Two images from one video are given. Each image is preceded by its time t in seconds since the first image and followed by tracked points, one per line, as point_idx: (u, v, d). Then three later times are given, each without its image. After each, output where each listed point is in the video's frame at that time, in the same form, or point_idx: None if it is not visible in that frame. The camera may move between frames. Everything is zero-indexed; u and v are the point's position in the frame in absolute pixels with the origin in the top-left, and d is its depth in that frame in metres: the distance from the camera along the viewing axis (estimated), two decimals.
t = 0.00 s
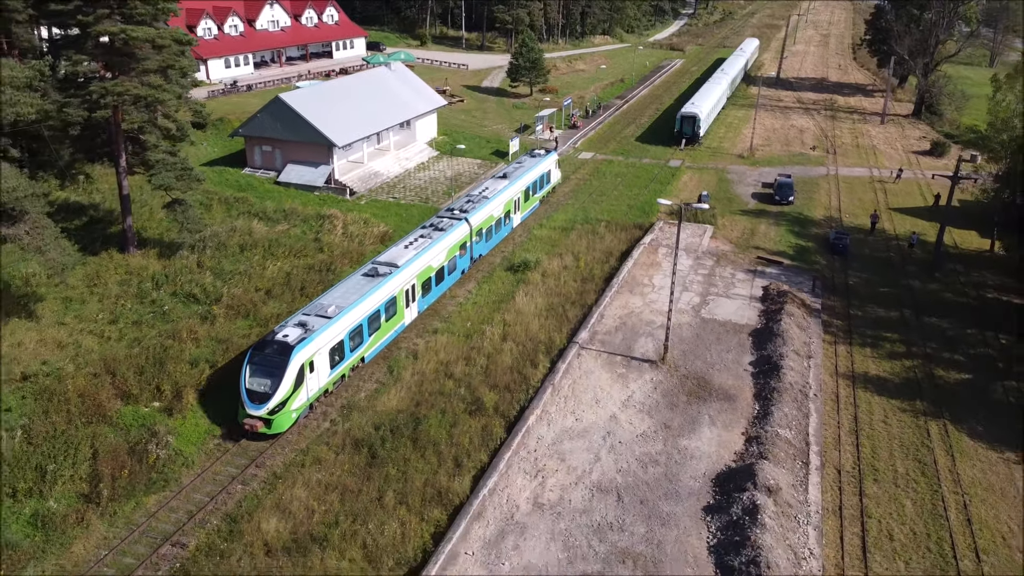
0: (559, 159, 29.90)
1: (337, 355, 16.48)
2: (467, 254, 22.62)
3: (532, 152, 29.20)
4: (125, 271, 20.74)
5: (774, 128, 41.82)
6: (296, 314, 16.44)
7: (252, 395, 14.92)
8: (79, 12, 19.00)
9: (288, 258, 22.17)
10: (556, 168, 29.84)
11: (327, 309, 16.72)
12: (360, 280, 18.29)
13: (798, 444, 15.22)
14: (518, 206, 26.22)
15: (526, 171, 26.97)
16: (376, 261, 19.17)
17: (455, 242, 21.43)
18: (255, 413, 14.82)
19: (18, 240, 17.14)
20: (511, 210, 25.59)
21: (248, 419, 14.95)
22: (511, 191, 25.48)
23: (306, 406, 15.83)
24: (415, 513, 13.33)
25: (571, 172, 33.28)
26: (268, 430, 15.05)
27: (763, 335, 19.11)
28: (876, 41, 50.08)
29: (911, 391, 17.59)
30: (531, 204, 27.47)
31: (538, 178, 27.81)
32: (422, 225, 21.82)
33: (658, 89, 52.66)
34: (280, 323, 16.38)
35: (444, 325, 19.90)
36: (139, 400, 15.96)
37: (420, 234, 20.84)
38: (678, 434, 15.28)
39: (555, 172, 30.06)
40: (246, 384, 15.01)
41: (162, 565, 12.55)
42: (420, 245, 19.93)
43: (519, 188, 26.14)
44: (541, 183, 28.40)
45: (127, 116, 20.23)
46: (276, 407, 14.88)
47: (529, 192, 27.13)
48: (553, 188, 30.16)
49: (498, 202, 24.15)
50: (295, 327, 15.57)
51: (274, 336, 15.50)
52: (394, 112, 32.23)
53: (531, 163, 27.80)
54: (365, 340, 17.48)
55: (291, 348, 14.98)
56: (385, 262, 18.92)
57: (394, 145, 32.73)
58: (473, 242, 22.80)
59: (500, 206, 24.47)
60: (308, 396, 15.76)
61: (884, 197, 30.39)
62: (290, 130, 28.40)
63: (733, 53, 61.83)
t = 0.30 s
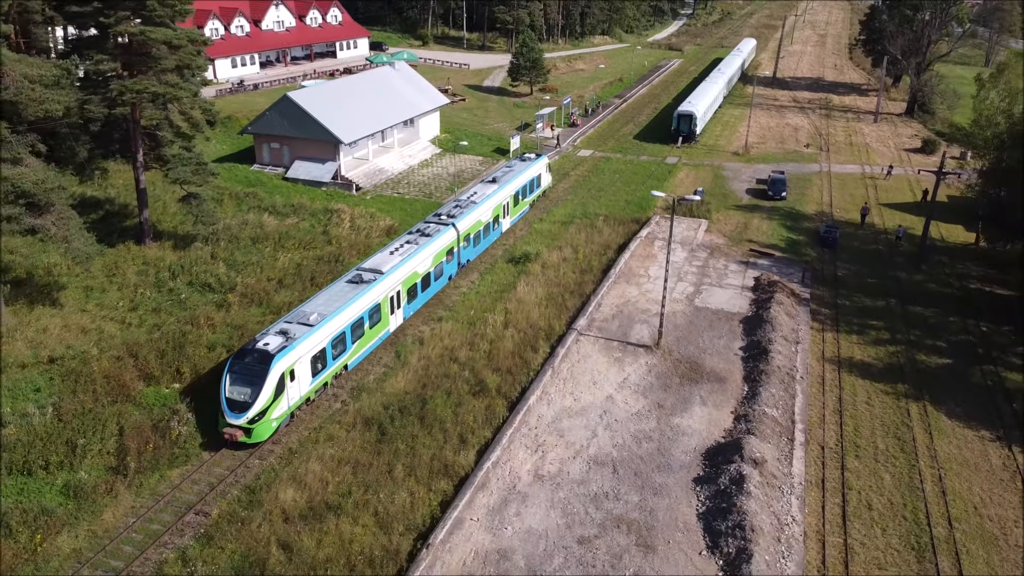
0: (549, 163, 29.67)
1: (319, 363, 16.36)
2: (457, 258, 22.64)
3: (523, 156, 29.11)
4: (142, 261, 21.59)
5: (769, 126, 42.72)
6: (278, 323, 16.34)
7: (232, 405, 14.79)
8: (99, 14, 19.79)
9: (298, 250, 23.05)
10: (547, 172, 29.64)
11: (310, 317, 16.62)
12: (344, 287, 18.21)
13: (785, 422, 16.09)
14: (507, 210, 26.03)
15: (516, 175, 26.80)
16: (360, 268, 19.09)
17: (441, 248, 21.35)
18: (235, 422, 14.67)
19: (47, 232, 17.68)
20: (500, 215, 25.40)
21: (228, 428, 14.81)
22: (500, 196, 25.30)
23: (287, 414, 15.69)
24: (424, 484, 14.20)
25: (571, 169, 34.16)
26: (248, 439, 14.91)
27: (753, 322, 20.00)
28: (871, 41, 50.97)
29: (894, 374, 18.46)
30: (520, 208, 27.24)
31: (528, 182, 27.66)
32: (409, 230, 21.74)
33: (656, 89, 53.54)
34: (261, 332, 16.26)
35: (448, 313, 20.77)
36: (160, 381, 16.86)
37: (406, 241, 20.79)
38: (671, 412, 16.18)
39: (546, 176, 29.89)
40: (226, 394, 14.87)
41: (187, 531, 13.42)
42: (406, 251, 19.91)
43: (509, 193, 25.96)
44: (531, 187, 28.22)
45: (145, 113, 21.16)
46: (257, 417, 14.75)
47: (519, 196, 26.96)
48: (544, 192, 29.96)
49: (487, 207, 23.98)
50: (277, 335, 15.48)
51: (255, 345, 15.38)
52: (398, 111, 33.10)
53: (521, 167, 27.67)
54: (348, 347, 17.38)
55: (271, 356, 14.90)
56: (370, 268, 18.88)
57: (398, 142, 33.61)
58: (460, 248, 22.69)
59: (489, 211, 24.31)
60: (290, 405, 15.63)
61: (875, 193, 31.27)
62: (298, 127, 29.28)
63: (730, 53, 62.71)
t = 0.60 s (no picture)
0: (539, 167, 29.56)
1: (300, 374, 16.36)
2: (443, 265, 22.55)
3: (513, 160, 29.08)
4: (158, 254, 22.45)
5: (764, 125, 43.62)
6: (258, 332, 16.31)
7: (211, 416, 14.79)
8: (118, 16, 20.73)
9: (307, 243, 23.93)
10: (537, 176, 29.54)
11: (291, 327, 16.59)
12: (327, 295, 18.18)
13: (772, 404, 17.00)
14: (495, 216, 25.95)
15: (505, 181, 26.72)
16: (344, 276, 19.06)
17: (427, 255, 21.30)
18: (214, 434, 14.68)
19: (71, 224, 18.58)
20: (488, 221, 25.34)
21: (207, 439, 14.82)
22: (488, 202, 25.22)
23: (267, 425, 15.68)
24: (431, 460, 15.08)
25: (570, 166, 35.05)
26: (227, 451, 14.91)
27: (744, 312, 20.90)
28: (865, 41, 51.91)
29: (878, 360, 19.35)
30: (510, 214, 27.15)
31: (518, 187, 27.59)
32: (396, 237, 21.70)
33: (654, 88, 54.46)
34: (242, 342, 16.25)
35: (452, 303, 21.66)
36: (179, 365, 17.70)
37: (392, 248, 20.74)
38: (664, 395, 17.10)
39: (537, 181, 29.78)
40: (205, 405, 14.87)
41: (208, 502, 14.28)
42: (391, 259, 19.85)
43: (497, 199, 25.84)
44: (521, 192, 28.12)
45: (162, 112, 22.09)
46: (235, 428, 14.74)
47: (508, 202, 26.88)
48: (535, 197, 29.84)
49: (474, 213, 23.92)
50: (256, 346, 15.46)
51: (234, 356, 15.37)
52: (401, 110, 34.01)
53: (510, 172, 27.62)
54: (331, 356, 17.36)
55: (250, 368, 14.87)
56: (354, 277, 18.83)
57: (401, 140, 34.49)
58: (447, 254, 22.62)
59: (476, 217, 24.23)
60: (269, 415, 15.61)
61: (865, 190, 32.16)
62: (305, 125, 30.17)
63: (727, 54, 63.64)
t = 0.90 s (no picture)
0: (528, 173, 29.37)
1: (280, 386, 16.28)
2: (429, 273, 22.44)
3: (502, 167, 28.94)
4: (172, 248, 23.33)
5: (759, 125, 44.53)
6: (238, 344, 16.24)
7: (188, 429, 14.74)
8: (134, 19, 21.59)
9: (315, 238, 24.84)
10: (527, 182, 29.38)
11: (270, 338, 16.50)
12: (309, 305, 18.09)
13: (760, 388, 17.92)
14: (484, 223, 25.82)
15: (493, 188, 26.58)
16: (326, 285, 18.97)
17: (413, 263, 21.19)
18: (191, 447, 14.63)
19: (93, 218, 19.56)
20: (476, 227, 25.18)
21: (185, 452, 14.78)
22: (476, 209, 25.07)
23: (245, 438, 15.62)
24: (437, 439, 15.98)
25: (569, 165, 35.95)
26: (204, 464, 14.86)
27: (735, 302, 21.83)
28: (859, 43, 52.83)
29: (863, 348, 20.25)
30: (498, 220, 27.04)
31: (507, 194, 27.50)
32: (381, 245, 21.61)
33: (652, 88, 55.38)
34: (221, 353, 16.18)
35: (455, 295, 22.56)
36: (196, 352, 18.57)
37: (377, 256, 20.66)
38: (658, 379, 18.03)
39: (526, 187, 29.63)
40: (182, 418, 14.81)
41: (227, 478, 15.16)
42: (375, 268, 19.77)
43: (485, 206, 25.69)
44: (510, 199, 27.96)
45: (177, 111, 22.98)
46: (212, 442, 14.69)
47: (496, 209, 26.73)
48: (524, 203, 29.64)
49: (461, 220, 23.76)
50: (235, 358, 15.39)
51: (212, 368, 15.30)
52: (405, 109, 34.91)
53: (499, 178, 27.48)
54: (312, 368, 17.29)
55: (227, 381, 14.80)
56: (336, 286, 18.75)
57: (404, 139, 35.37)
58: (433, 263, 22.49)
59: (463, 224, 24.07)
60: (248, 428, 15.54)
61: (856, 187, 33.07)
62: (312, 124, 31.05)
63: (724, 54, 64.53)
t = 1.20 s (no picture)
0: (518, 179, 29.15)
1: (259, 400, 16.12)
2: (414, 282, 22.26)
3: (491, 173, 28.77)
4: (186, 243, 24.22)
5: (755, 124, 45.45)
6: (217, 357, 16.11)
7: (165, 445, 14.59)
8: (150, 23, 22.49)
9: (323, 234, 25.75)
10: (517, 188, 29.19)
11: (250, 351, 16.36)
12: (290, 317, 17.96)
13: (749, 374, 18.87)
14: (472, 230, 25.66)
15: (482, 194, 26.39)
16: (309, 296, 18.83)
17: (398, 273, 21.07)
18: (168, 463, 14.49)
19: (114, 213, 20.54)
20: (463, 235, 25.00)
21: (161, 468, 14.63)
22: (464, 216, 24.91)
23: (223, 453, 15.46)
24: (442, 421, 16.89)
25: (568, 163, 36.87)
26: (181, 480, 14.72)
27: (727, 295, 22.77)
28: (854, 44, 53.75)
29: (849, 338, 21.17)
30: (486, 228, 26.76)
31: (495, 201, 27.23)
32: (366, 255, 21.49)
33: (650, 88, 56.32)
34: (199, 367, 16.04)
35: (458, 288, 23.48)
36: (212, 340, 19.46)
37: (361, 266, 20.54)
38: (652, 366, 18.96)
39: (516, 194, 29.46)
40: (159, 433, 14.68)
41: (244, 457, 16.06)
42: (358, 278, 19.65)
43: (473, 213, 25.53)
44: (499, 205, 27.77)
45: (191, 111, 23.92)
46: (189, 457, 14.54)
47: (485, 215, 26.57)
48: (514, 210, 29.45)
49: (448, 228, 23.63)
50: (213, 372, 15.26)
51: (190, 382, 15.16)
52: (408, 110, 35.85)
53: (488, 185, 27.30)
54: (292, 381, 17.14)
55: (205, 396, 14.67)
56: (318, 297, 18.61)
57: (408, 138, 36.29)
58: (419, 271, 22.36)
59: (450, 232, 23.92)
60: (226, 443, 15.39)
61: (847, 185, 33.99)
62: (318, 124, 31.97)
63: (722, 55, 65.46)
